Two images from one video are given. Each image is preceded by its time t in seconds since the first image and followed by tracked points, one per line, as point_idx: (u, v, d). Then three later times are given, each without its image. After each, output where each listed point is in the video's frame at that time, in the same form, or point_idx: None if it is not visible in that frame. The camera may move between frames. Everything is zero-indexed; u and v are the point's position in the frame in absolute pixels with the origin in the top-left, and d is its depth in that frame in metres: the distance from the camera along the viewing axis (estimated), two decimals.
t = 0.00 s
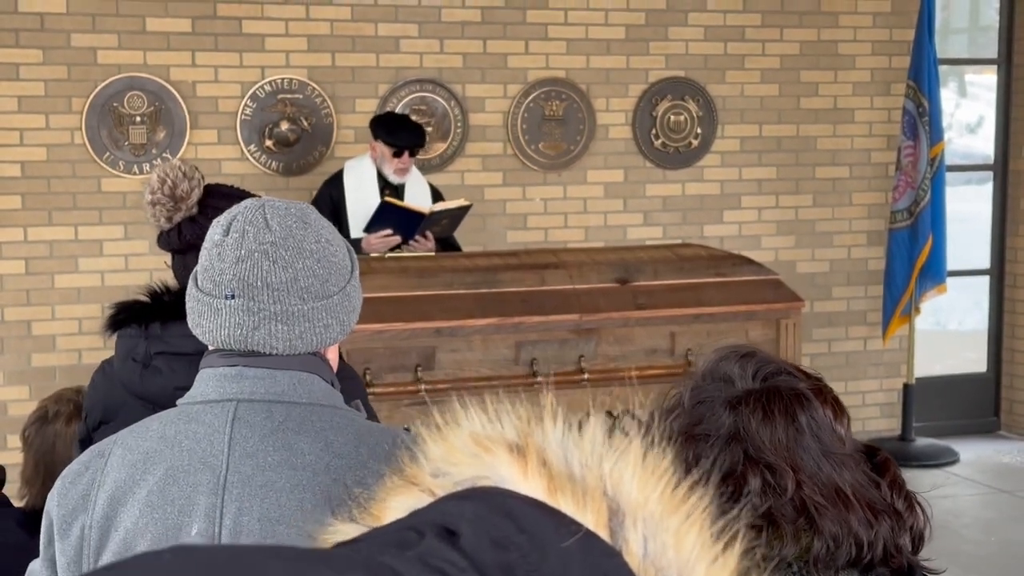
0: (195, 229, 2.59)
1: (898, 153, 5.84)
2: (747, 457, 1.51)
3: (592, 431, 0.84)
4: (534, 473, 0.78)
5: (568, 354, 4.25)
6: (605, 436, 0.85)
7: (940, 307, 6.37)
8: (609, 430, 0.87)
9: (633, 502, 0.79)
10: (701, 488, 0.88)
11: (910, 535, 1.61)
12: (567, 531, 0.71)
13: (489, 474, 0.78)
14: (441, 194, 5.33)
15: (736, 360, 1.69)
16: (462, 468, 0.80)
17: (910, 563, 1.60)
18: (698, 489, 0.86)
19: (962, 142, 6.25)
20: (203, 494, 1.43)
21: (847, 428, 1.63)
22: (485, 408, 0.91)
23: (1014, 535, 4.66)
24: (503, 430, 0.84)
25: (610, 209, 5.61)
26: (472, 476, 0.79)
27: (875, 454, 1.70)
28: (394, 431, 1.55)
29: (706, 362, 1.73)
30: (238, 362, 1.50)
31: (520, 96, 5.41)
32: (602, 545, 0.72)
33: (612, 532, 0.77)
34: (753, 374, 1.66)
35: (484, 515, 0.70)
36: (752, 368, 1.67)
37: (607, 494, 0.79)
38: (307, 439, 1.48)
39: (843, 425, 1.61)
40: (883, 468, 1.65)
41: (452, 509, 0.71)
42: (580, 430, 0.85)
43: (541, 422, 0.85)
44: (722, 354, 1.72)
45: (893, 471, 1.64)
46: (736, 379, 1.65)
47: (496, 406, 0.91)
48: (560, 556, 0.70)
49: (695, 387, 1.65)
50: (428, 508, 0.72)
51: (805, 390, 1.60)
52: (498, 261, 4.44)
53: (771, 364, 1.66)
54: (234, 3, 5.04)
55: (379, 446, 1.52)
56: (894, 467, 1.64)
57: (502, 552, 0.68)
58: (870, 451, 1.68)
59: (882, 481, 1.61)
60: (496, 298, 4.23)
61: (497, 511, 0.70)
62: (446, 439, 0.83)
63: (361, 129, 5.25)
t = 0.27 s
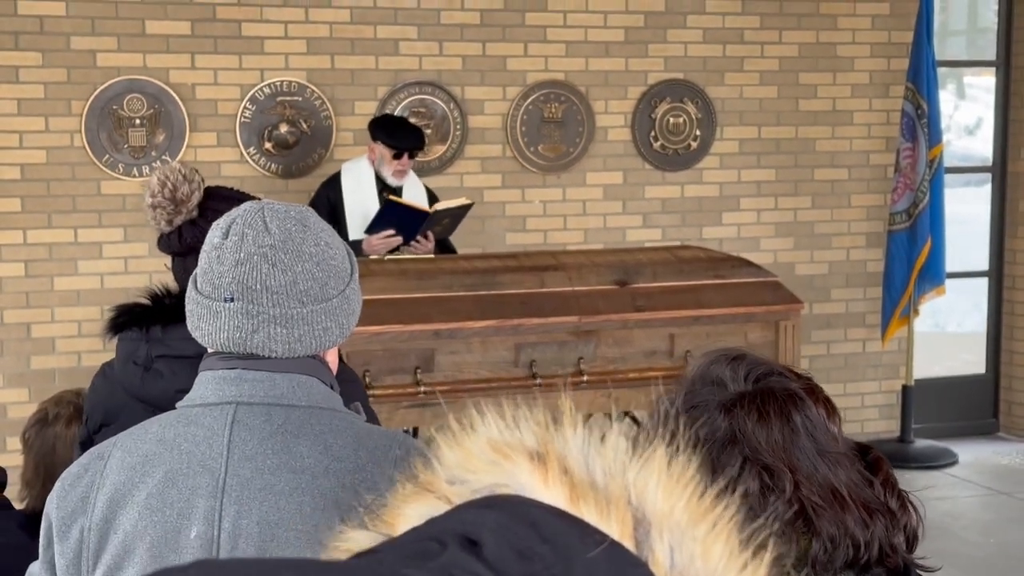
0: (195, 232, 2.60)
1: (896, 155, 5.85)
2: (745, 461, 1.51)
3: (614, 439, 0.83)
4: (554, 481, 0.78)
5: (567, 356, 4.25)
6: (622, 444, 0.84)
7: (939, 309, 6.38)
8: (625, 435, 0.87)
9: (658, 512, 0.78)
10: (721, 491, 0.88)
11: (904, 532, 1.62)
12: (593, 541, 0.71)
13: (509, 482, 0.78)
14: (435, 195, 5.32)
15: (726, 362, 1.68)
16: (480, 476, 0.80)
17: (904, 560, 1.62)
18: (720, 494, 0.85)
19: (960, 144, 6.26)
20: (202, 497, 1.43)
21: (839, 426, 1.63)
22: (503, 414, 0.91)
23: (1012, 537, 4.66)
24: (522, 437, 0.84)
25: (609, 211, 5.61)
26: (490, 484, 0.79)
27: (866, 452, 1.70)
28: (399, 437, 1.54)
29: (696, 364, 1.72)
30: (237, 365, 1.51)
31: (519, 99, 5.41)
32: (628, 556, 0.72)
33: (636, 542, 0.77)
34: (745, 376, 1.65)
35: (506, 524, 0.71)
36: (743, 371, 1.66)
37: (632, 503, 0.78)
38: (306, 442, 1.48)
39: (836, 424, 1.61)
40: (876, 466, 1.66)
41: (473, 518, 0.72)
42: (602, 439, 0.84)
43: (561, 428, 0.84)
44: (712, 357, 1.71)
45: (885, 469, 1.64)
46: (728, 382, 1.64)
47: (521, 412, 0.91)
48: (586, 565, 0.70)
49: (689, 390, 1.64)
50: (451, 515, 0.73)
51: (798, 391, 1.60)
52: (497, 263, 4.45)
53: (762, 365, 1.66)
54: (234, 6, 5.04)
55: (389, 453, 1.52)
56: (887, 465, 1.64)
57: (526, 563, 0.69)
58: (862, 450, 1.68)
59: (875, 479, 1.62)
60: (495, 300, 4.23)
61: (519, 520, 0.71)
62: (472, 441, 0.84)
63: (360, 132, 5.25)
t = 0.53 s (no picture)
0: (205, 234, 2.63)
1: (895, 157, 5.86)
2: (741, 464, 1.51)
3: (631, 443, 0.85)
4: (571, 488, 0.79)
5: (566, 358, 4.25)
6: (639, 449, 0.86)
7: (938, 311, 6.38)
8: (638, 440, 0.87)
9: (676, 519, 0.81)
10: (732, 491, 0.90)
11: (901, 534, 1.62)
12: (611, 549, 0.73)
13: (523, 489, 0.79)
14: (434, 195, 5.33)
15: (719, 366, 1.69)
16: (493, 483, 0.80)
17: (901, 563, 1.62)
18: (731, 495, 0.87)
19: (959, 146, 6.27)
20: (200, 501, 1.43)
21: (833, 428, 1.64)
22: (514, 418, 0.90)
23: (1012, 538, 4.67)
24: (536, 442, 0.84)
25: (608, 213, 5.62)
26: (505, 491, 0.79)
27: (860, 453, 1.70)
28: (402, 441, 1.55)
29: (689, 369, 1.73)
30: (234, 368, 1.51)
31: (518, 101, 5.42)
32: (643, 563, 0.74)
33: (653, 548, 0.79)
34: (739, 379, 1.65)
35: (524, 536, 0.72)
36: (738, 373, 1.66)
37: (649, 510, 0.80)
38: (304, 445, 1.48)
39: (829, 426, 1.62)
40: (870, 468, 1.66)
41: (491, 524, 0.73)
42: (618, 442, 0.85)
43: (576, 432, 0.85)
44: (705, 361, 1.72)
45: (879, 471, 1.64)
46: (722, 385, 1.65)
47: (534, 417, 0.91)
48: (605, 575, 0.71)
49: (684, 395, 1.65)
50: (467, 521, 0.74)
51: (792, 393, 1.60)
52: (496, 265, 4.45)
53: (755, 367, 1.67)
54: (233, 9, 5.04)
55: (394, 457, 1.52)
56: (881, 466, 1.65)
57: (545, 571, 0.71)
58: (856, 451, 1.68)
59: (869, 480, 1.62)
60: (494, 302, 4.23)
61: (538, 528, 0.72)
62: (489, 442, 0.84)
63: (359, 134, 5.26)
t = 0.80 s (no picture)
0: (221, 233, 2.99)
1: (894, 159, 5.87)
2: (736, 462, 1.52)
3: (636, 443, 0.84)
4: (574, 488, 0.78)
5: (565, 360, 4.26)
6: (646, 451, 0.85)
7: (936, 313, 6.39)
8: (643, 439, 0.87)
9: (681, 518, 0.79)
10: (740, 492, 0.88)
11: (895, 535, 1.63)
12: (616, 548, 0.73)
13: (527, 488, 0.79)
14: (437, 199, 5.34)
15: (713, 367, 1.69)
16: (497, 482, 0.81)
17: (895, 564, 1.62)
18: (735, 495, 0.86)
19: (958, 147, 6.27)
20: (200, 502, 1.43)
21: (826, 428, 1.64)
22: (518, 418, 0.89)
23: (1011, 539, 4.67)
24: (539, 442, 0.83)
25: (607, 215, 5.62)
26: (510, 490, 0.80)
27: (854, 454, 1.71)
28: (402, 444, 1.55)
29: (683, 370, 1.73)
30: (233, 370, 1.51)
31: (517, 103, 5.42)
32: (650, 563, 0.74)
33: (658, 548, 0.78)
34: (733, 380, 1.66)
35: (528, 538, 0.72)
36: (731, 374, 1.67)
37: (653, 509, 0.80)
38: (303, 446, 1.48)
39: (823, 426, 1.62)
40: (863, 468, 1.66)
41: (495, 524, 0.73)
42: (623, 442, 0.84)
43: (582, 431, 0.85)
44: (699, 363, 1.73)
45: (873, 471, 1.65)
46: (716, 386, 1.65)
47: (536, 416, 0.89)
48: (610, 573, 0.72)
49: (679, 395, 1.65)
50: (472, 521, 0.75)
51: (787, 393, 1.61)
52: (495, 267, 4.46)
53: (749, 368, 1.67)
54: (232, 10, 5.05)
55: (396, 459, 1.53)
56: (875, 467, 1.65)
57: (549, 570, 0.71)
58: (849, 452, 1.69)
59: (863, 481, 1.62)
60: (493, 304, 4.24)
61: (542, 528, 0.73)
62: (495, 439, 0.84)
63: (358, 136, 5.26)
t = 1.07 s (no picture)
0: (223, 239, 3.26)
1: (892, 161, 5.89)
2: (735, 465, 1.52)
3: (625, 441, 0.84)
4: (564, 485, 0.78)
5: (564, 361, 4.26)
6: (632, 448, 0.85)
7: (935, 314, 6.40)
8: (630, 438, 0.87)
9: (669, 514, 0.79)
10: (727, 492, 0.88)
11: (895, 538, 1.63)
12: (605, 544, 0.73)
13: (518, 486, 0.79)
14: (439, 201, 5.35)
15: (713, 369, 1.69)
16: (489, 481, 0.80)
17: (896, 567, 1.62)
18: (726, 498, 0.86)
19: (956, 149, 6.28)
20: (200, 503, 1.43)
21: (827, 430, 1.65)
22: (509, 420, 0.90)
23: (1010, 541, 4.67)
24: (530, 440, 0.84)
25: (606, 216, 5.62)
26: (500, 488, 0.79)
27: (855, 456, 1.71)
28: (399, 444, 1.56)
29: (683, 373, 1.74)
30: (234, 371, 1.51)
31: (515, 104, 5.42)
32: (639, 560, 0.74)
33: (646, 544, 0.77)
34: (733, 382, 1.66)
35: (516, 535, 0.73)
36: (732, 376, 1.67)
37: (642, 506, 0.79)
38: (304, 448, 1.48)
39: (824, 429, 1.63)
40: (863, 471, 1.67)
41: (487, 522, 0.74)
42: (611, 442, 0.85)
43: (570, 431, 0.85)
44: (699, 365, 1.73)
45: (873, 474, 1.65)
46: (717, 388, 1.66)
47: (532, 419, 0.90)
48: (600, 569, 0.72)
49: (679, 398, 1.66)
50: (464, 519, 0.75)
51: (786, 395, 1.61)
52: (494, 268, 4.46)
53: (749, 371, 1.68)
54: (230, 12, 5.05)
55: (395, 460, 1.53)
56: (875, 469, 1.65)
57: (539, 566, 0.71)
58: (850, 455, 1.69)
59: (864, 483, 1.62)
60: (492, 306, 4.24)
61: (534, 526, 0.73)
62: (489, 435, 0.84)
63: (357, 138, 5.26)
